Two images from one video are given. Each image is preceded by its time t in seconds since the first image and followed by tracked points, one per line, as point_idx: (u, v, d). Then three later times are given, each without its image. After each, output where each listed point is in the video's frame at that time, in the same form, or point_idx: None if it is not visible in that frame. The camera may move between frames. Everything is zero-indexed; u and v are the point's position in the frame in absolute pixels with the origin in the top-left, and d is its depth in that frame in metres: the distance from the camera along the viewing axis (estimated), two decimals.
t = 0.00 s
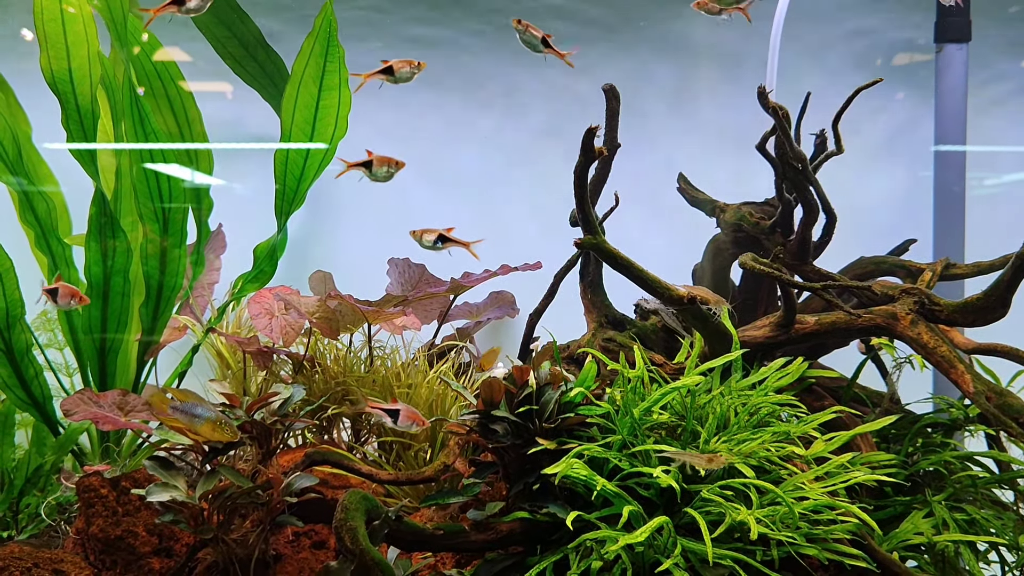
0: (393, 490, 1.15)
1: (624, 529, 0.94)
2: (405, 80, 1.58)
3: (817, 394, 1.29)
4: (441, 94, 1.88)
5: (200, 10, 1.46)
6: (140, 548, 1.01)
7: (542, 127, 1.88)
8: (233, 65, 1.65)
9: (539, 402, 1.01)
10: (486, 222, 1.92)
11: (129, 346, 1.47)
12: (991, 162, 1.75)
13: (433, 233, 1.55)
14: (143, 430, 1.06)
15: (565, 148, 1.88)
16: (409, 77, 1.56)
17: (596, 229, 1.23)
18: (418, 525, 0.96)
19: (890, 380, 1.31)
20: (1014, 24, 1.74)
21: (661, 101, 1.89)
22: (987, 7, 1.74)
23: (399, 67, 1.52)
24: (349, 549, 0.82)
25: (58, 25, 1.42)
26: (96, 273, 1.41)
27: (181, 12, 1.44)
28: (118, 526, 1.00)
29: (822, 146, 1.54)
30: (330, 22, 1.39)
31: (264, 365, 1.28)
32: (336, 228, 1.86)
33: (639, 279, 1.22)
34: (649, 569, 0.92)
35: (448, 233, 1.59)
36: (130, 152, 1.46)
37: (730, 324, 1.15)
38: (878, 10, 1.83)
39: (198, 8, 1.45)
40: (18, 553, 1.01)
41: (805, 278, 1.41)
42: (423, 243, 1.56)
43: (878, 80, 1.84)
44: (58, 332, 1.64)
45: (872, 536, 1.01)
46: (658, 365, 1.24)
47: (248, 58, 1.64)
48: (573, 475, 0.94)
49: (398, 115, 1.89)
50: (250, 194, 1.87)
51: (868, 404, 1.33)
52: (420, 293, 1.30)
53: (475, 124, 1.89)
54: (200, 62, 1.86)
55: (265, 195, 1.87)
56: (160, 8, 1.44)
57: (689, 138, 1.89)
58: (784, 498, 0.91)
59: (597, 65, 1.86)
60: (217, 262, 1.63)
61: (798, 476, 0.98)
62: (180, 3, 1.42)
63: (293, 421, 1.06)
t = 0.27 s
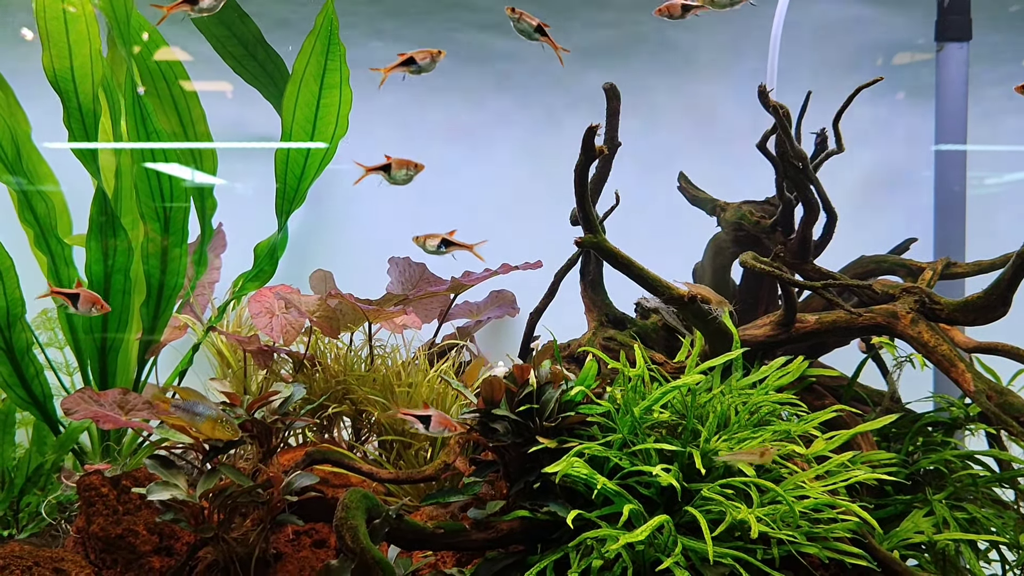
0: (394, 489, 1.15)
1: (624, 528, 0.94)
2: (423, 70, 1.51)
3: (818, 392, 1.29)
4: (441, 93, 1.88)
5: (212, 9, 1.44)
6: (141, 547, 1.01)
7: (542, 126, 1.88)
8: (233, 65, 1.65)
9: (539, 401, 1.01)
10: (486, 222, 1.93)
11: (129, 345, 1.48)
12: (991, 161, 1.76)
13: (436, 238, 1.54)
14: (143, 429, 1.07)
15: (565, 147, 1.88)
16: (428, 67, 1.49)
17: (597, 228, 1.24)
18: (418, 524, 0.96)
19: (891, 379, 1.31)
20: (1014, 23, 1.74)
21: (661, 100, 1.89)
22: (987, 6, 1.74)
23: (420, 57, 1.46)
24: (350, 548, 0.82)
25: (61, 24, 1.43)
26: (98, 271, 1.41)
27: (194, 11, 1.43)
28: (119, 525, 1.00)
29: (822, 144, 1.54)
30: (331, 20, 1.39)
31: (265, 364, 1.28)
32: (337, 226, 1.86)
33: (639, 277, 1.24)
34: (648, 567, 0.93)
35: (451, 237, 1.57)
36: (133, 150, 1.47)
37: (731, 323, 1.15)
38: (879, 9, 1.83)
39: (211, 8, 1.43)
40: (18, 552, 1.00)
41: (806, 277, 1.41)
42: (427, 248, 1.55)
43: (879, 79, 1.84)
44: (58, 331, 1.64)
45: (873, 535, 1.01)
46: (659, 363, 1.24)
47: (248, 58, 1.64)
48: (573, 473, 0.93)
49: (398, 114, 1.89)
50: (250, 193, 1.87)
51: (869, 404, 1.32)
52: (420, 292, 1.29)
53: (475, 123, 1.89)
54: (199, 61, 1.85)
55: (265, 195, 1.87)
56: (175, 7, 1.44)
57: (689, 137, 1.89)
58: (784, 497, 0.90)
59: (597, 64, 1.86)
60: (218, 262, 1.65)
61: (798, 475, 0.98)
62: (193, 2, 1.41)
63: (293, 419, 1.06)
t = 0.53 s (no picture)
0: (396, 488, 1.15)
1: (626, 526, 0.95)
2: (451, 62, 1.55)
3: (819, 391, 1.29)
4: (443, 92, 1.88)
5: (228, 12, 1.45)
6: (144, 546, 1.01)
7: (544, 126, 1.88)
8: (236, 67, 1.65)
9: (542, 400, 1.01)
10: (487, 221, 1.93)
11: (133, 345, 1.47)
12: (992, 161, 1.76)
13: (439, 241, 1.57)
14: (146, 428, 1.07)
15: (566, 147, 1.88)
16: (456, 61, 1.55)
17: (598, 227, 1.24)
18: (421, 522, 0.96)
19: (892, 378, 1.32)
20: (1015, 23, 1.74)
21: (662, 100, 1.89)
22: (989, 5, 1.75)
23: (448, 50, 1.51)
24: (353, 546, 0.83)
25: (66, 23, 1.43)
26: (101, 270, 1.42)
27: (209, 13, 1.43)
28: (122, 523, 1.00)
29: (824, 144, 1.56)
30: (335, 20, 1.39)
31: (267, 363, 1.28)
32: (339, 225, 1.86)
33: (640, 276, 1.25)
34: (650, 565, 0.93)
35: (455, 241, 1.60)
36: (136, 150, 1.47)
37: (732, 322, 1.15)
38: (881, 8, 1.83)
39: (226, 10, 1.43)
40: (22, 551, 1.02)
41: (808, 275, 1.42)
42: (431, 250, 1.59)
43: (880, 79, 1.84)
44: (61, 330, 1.65)
45: (874, 533, 1.01)
46: (660, 363, 1.24)
47: (251, 59, 1.65)
48: (576, 472, 0.94)
49: (400, 114, 1.89)
50: (253, 193, 1.88)
51: (870, 403, 1.32)
52: (421, 291, 1.29)
53: (477, 123, 1.90)
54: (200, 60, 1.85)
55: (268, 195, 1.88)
56: (190, 9, 1.43)
57: (691, 137, 1.89)
58: (786, 496, 0.91)
59: (598, 64, 1.86)
60: (221, 261, 1.65)
61: (800, 473, 0.98)
62: (208, 4, 1.41)
63: (296, 419, 1.06)
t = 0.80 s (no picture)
0: (399, 488, 1.16)
1: (627, 526, 0.95)
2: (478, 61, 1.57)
3: (819, 392, 1.30)
4: (444, 93, 1.88)
5: (239, 14, 1.45)
6: (148, 545, 1.01)
7: (545, 126, 1.89)
8: (238, 70, 1.66)
9: (543, 400, 1.02)
10: (488, 221, 1.93)
11: (136, 346, 1.48)
12: (992, 160, 1.76)
13: (438, 244, 1.58)
14: (150, 428, 1.07)
15: (567, 147, 1.88)
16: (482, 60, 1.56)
17: (600, 228, 1.25)
18: (423, 523, 0.97)
19: (892, 378, 1.32)
20: (1014, 24, 1.75)
21: (663, 100, 1.89)
22: (989, 6, 1.75)
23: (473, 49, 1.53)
24: (356, 545, 0.83)
25: (72, 24, 1.44)
26: (104, 270, 1.41)
27: (221, 15, 1.43)
28: (125, 523, 1.01)
29: (824, 145, 1.56)
30: (337, 21, 1.39)
31: (270, 363, 1.29)
32: (340, 226, 1.86)
33: (641, 276, 1.27)
34: (652, 565, 0.93)
35: (451, 245, 1.62)
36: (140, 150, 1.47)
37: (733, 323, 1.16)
38: (881, 9, 1.83)
39: (237, 13, 1.44)
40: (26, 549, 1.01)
41: (807, 276, 1.41)
42: (427, 253, 1.59)
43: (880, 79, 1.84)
44: (65, 330, 1.65)
45: (874, 533, 1.02)
46: (660, 363, 1.24)
47: (252, 61, 1.65)
48: (577, 472, 0.94)
49: (401, 113, 1.89)
50: (255, 193, 1.88)
51: (870, 403, 1.32)
52: (423, 292, 1.30)
53: (478, 123, 1.90)
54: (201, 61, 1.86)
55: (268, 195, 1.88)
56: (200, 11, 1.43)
57: (692, 137, 1.90)
58: (786, 496, 0.91)
59: (599, 64, 1.86)
60: (224, 262, 1.65)
61: (800, 473, 0.99)
62: (220, 8, 1.40)
63: (299, 419, 1.06)
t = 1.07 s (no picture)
0: (400, 486, 1.16)
1: (628, 524, 0.95)
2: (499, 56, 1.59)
3: (820, 391, 1.30)
4: (445, 93, 1.89)
5: (249, 17, 1.46)
6: (150, 544, 1.02)
7: (545, 126, 1.89)
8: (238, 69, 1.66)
9: (545, 399, 1.02)
10: (488, 221, 1.94)
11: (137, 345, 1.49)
12: (992, 160, 1.77)
13: (426, 241, 1.57)
14: (152, 427, 1.08)
15: (568, 147, 1.88)
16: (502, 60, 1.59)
17: (600, 228, 1.25)
18: (425, 521, 0.97)
19: (892, 377, 1.32)
20: (1015, 23, 1.75)
21: (664, 100, 1.90)
22: (990, 5, 1.75)
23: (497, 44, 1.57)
24: (357, 544, 0.83)
25: (75, 23, 1.44)
26: (106, 269, 1.41)
27: (230, 17, 1.45)
28: (127, 522, 1.01)
29: (825, 145, 1.56)
30: (338, 20, 1.39)
31: (272, 362, 1.29)
32: (341, 226, 1.86)
33: (641, 275, 1.27)
34: (652, 564, 0.93)
35: (441, 241, 1.59)
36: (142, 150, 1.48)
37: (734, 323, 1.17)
38: (881, 9, 1.83)
39: (246, 15, 1.45)
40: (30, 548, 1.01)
41: (808, 276, 1.42)
42: (416, 250, 1.57)
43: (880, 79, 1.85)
44: (66, 329, 1.65)
45: (874, 532, 1.02)
46: (662, 362, 1.25)
47: (253, 61, 1.65)
48: (578, 471, 0.94)
49: (402, 113, 1.89)
50: (256, 193, 1.89)
51: (870, 402, 1.32)
52: (424, 292, 1.30)
53: (479, 123, 1.91)
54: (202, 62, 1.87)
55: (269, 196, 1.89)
56: (210, 11, 1.44)
57: (692, 137, 1.90)
58: (787, 495, 0.91)
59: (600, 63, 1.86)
60: (225, 262, 1.66)
61: (801, 472, 0.99)
62: (230, 9, 1.43)
63: (301, 418, 1.07)
